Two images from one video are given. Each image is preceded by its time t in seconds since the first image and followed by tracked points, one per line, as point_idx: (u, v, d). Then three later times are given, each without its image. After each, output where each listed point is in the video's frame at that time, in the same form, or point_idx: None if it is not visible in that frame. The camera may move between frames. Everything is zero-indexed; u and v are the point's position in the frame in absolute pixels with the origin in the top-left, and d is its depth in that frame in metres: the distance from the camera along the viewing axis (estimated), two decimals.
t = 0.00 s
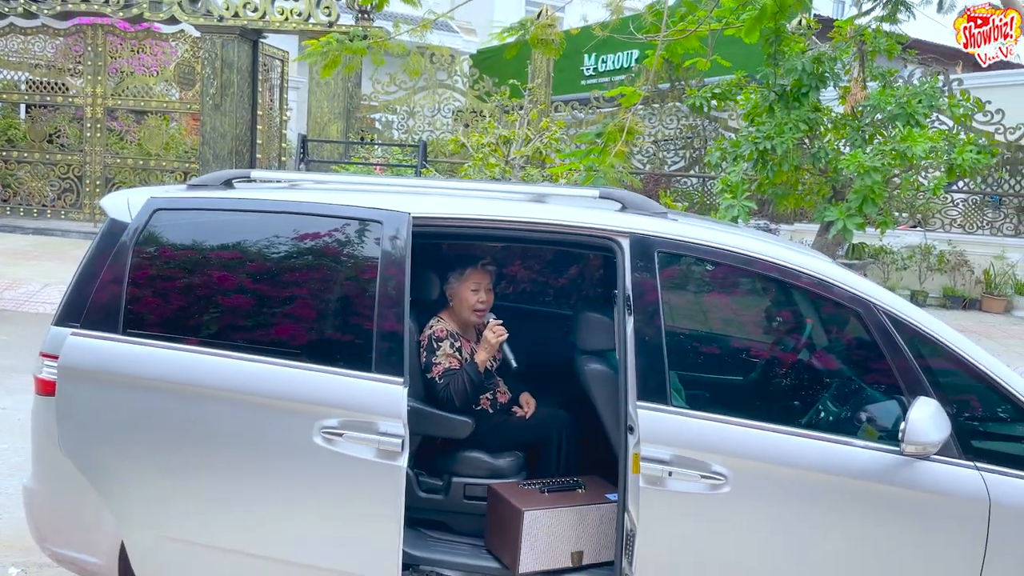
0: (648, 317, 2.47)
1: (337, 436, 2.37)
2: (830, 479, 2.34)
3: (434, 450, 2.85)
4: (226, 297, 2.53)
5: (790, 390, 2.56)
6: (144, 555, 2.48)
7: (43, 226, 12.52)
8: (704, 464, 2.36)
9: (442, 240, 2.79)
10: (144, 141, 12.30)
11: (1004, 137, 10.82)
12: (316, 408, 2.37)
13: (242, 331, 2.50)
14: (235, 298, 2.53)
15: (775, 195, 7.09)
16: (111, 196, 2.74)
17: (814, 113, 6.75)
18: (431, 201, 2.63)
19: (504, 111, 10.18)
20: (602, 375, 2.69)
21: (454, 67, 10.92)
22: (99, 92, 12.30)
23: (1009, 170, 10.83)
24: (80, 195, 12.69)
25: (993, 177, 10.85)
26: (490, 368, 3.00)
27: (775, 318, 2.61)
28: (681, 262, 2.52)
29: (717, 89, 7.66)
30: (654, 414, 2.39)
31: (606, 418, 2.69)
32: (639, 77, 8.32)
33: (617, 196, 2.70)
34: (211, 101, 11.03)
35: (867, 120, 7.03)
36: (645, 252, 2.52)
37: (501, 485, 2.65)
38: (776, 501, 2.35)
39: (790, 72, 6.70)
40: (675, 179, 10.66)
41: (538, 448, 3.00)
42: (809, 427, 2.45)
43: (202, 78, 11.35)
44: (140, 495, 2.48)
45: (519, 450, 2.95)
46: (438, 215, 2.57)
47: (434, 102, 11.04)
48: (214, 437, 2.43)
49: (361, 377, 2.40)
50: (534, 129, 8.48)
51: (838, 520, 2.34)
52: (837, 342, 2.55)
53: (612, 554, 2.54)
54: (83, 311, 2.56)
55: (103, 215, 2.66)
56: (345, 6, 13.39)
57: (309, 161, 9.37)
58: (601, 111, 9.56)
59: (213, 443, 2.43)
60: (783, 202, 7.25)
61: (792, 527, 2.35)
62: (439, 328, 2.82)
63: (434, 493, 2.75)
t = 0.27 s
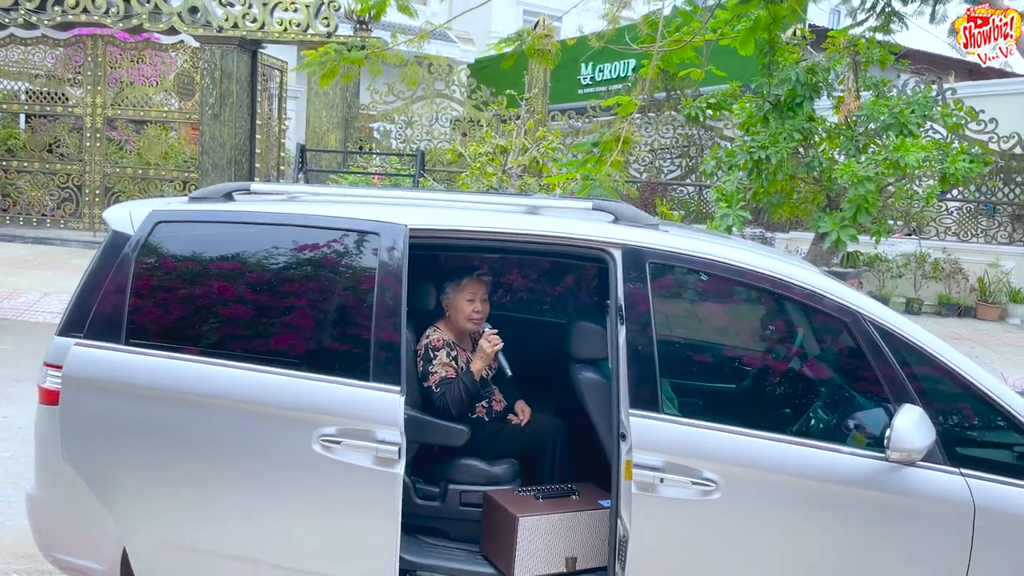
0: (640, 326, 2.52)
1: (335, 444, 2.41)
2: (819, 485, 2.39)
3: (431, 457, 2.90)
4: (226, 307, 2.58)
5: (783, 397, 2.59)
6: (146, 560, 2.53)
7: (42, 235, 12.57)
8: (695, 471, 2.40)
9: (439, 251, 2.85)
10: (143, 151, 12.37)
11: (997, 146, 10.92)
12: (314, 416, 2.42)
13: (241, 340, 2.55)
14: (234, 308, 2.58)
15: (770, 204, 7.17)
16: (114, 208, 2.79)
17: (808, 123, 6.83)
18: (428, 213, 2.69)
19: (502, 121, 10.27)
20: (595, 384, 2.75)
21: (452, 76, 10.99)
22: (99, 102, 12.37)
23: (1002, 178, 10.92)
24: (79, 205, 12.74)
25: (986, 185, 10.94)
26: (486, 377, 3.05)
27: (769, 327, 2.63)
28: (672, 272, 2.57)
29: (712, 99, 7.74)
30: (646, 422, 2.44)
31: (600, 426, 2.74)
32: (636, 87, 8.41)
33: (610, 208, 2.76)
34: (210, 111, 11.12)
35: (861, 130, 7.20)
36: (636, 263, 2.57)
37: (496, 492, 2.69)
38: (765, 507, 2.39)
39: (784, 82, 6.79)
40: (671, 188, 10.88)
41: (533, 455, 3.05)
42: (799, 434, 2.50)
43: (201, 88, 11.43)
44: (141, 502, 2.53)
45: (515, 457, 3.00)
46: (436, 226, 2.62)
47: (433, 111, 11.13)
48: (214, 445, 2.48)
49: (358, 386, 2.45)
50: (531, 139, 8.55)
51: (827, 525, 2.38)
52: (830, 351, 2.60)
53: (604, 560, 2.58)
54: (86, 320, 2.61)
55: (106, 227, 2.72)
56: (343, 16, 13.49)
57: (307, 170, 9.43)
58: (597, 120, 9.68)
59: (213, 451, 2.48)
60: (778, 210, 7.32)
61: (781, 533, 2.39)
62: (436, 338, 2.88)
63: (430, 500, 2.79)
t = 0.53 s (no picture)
0: (632, 336, 2.59)
1: (334, 452, 2.47)
2: (807, 490, 2.44)
3: (427, 465, 2.95)
4: (228, 318, 2.64)
5: (777, 406, 2.71)
6: (149, 564, 2.58)
7: (44, 245, 12.64)
8: (686, 477, 2.46)
9: (436, 263, 2.91)
10: (144, 161, 12.45)
11: (992, 155, 11.01)
12: (314, 424, 2.48)
13: (242, 350, 2.61)
14: (235, 318, 2.64)
15: (766, 213, 7.24)
16: (119, 221, 2.86)
17: (803, 133, 6.92)
18: (426, 225, 2.75)
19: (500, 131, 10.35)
20: (589, 392, 2.82)
21: (451, 87, 11.08)
22: (100, 113, 12.45)
23: (997, 187, 11.02)
24: (80, 215, 12.81)
25: (981, 194, 11.04)
26: (483, 386, 3.11)
27: (762, 336, 2.74)
28: (663, 283, 2.64)
29: (707, 111, 7.82)
30: (638, 429, 2.50)
31: (593, 433, 2.82)
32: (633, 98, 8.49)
33: (603, 220, 2.83)
34: (211, 122, 11.22)
35: (855, 140, 7.30)
36: (628, 274, 2.64)
37: (493, 499, 2.75)
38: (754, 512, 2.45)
39: (779, 93, 6.86)
40: (669, 197, 11.04)
41: (529, 462, 3.11)
42: (789, 441, 2.58)
43: (202, 99, 11.52)
44: (145, 508, 2.59)
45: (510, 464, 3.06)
46: (433, 238, 2.69)
47: (432, 122, 11.22)
48: (216, 453, 2.54)
49: (357, 394, 2.51)
50: (529, 149, 8.62)
51: (815, 529, 2.44)
52: (820, 359, 2.67)
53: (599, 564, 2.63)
54: (92, 331, 2.68)
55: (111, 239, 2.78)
56: (343, 28, 13.60)
57: (307, 181, 9.51)
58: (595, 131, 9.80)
59: (215, 458, 2.54)
60: (775, 219, 7.40)
61: (770, 537, 2.45)
62: (433, 347, 2.94)
63: (428, 506, 2.85)
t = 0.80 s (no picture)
0: (625, 347, 2.65)
1: (334, 460, 2.52)
2: (796, 498, 2.50)
3: (426, 474, 3.01)
4: (230, 329, 2.71)
5: (769, 415, 2.77)
6: (154, 571, 2.64)
7: (46, 256, 12.72)
8: (678, 485, 2.52)
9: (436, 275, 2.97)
10: (146, 173, 12.55)
11: (987, 166, 11.10)
12: (314, 433, 2.54)
13: (244, 361, 2.68)
14: (237, 330, 2.71)
15: (762, 224, 7.32)
16: (125, 235, 2.93)
17: (798, 145, 7.00)
18: (425, 238, 2.82)
19: (499, 143, 10.45)
20: (584, 403, 2.88)
21: (450, 100, 11.14)
22: (103, 125, 12.56)
23: (992, 198, 11.10)
24: (83, 226, 12.88)
25: (977, 205, 11.12)
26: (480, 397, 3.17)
27: (756, 347, 2.83)
28: (656, 295, 2.70)
29: (704, 123, 7.90)
30: (631, 438, 2.56)
31: (587, 442, 2.89)
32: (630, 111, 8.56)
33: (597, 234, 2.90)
34: (212, 133, 11.31)
35: (850, 152, 7.40)
36: (621, 286, 2.70)
37: (490, 506, 2.80)
38: (745, 520, 2.50)
39: (775, 105, 6.93)
40: (666, 209, 11.17)
41: (526, 472, 3.16)
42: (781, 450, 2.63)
43: (203, 111, 11.62)
44: (149, 516, 2.64)
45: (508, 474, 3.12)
46: (432, 251, 2.76)
47: (431, 134, 11.30)
48: (218, 461, 2.59)
49: (357, 405, 2.57)
50: (528, 161, 8.70)
51: (804, 536, 2.49)
52: (814, 370, 2.72)
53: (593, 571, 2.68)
54: (97, 343, 2.74)
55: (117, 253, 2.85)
56: (343, 40, 13.72)
57: (308, 192, 9.59)
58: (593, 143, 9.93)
59: (217, 466, 2.59)
60: (772, 230, 7.45)
61: (761, 544, 2.50)
62: (431, 359, 3.00)
63: (426, 514, 2.91)
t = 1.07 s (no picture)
0: (622, 358, 2.70)
1: (336, 470, 2.57)
2: (790, 506, 2.54)
3: (426, 484, 3.05)
4: (233, 341, 2.76)
5: (764, 425, 2.83)
6: None
7: (47, 268, 12.77)
8: (673, 495, 2.56)
9: (435, 287, 3.02)
10: (148, 185, 12.63)
11: (984, 177, 11.21)
12: (316, 444, 2.59)
13: (247, 373, 2.73)
14: (240, 342, 2.76)
15: (760, 235, 7.37)
16: (131, 249, 2.98)
17: (795, 157, 7.05)
18: (425, 252, 2.88)
19: (498, 155, 10.52)
20: (582, 414, 2.94)
21: (451, 112, 11.23)
22: (105, 138, 12.64)
23: (988, 209, 11.20)
24: (84, 238, 12.94)
25: (973, 216, 11.20)
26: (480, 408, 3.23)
27: (751, 358, 2.89)
28: (651, 307, 2.75)
29: (702, 135, 7.96)
30: (627, 448, 2.60)
31: (585, 452, 2.95)
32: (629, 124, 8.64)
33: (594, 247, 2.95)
34: (213, 146, 11.37)
35: (846, 164, 7.50)
36: (617, 299, 2.75)
37: (489, 516, 2.84)
38: (740, 528, 2.54)
39: (772, 117, 6.98)
40: (665, 220, 11.24)
41: (524, 482, 3.20)
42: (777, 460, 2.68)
43: (205, 123, 11.71)
44: (154, 527, 2.69)
45: (506, 484, 3.17)
46: (431, 265, 2.81)
47: (431, 145, 11.40)
48: (221, 471, 2.64)
49: (358, 415, 2.61)
50: (528, 172, 8.76)
51: (798, 545, 2.52)
52: (808, 381, 2.76)
53: None
54: (103, 355, 2.79)
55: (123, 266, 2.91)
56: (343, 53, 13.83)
57: (309, 204, 9.65)
58: (592, 154, 10.01)
59: (220, 476, 2.64)
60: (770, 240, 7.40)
61: (756, 553, 2.53)
62: (431, 370, 3.05)
63: (426, 524, 2.95)
